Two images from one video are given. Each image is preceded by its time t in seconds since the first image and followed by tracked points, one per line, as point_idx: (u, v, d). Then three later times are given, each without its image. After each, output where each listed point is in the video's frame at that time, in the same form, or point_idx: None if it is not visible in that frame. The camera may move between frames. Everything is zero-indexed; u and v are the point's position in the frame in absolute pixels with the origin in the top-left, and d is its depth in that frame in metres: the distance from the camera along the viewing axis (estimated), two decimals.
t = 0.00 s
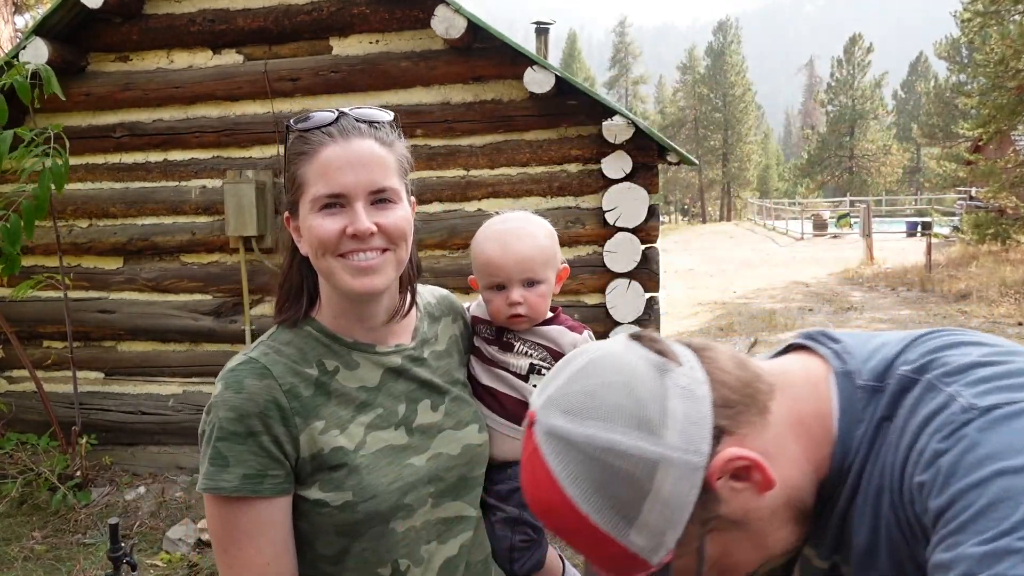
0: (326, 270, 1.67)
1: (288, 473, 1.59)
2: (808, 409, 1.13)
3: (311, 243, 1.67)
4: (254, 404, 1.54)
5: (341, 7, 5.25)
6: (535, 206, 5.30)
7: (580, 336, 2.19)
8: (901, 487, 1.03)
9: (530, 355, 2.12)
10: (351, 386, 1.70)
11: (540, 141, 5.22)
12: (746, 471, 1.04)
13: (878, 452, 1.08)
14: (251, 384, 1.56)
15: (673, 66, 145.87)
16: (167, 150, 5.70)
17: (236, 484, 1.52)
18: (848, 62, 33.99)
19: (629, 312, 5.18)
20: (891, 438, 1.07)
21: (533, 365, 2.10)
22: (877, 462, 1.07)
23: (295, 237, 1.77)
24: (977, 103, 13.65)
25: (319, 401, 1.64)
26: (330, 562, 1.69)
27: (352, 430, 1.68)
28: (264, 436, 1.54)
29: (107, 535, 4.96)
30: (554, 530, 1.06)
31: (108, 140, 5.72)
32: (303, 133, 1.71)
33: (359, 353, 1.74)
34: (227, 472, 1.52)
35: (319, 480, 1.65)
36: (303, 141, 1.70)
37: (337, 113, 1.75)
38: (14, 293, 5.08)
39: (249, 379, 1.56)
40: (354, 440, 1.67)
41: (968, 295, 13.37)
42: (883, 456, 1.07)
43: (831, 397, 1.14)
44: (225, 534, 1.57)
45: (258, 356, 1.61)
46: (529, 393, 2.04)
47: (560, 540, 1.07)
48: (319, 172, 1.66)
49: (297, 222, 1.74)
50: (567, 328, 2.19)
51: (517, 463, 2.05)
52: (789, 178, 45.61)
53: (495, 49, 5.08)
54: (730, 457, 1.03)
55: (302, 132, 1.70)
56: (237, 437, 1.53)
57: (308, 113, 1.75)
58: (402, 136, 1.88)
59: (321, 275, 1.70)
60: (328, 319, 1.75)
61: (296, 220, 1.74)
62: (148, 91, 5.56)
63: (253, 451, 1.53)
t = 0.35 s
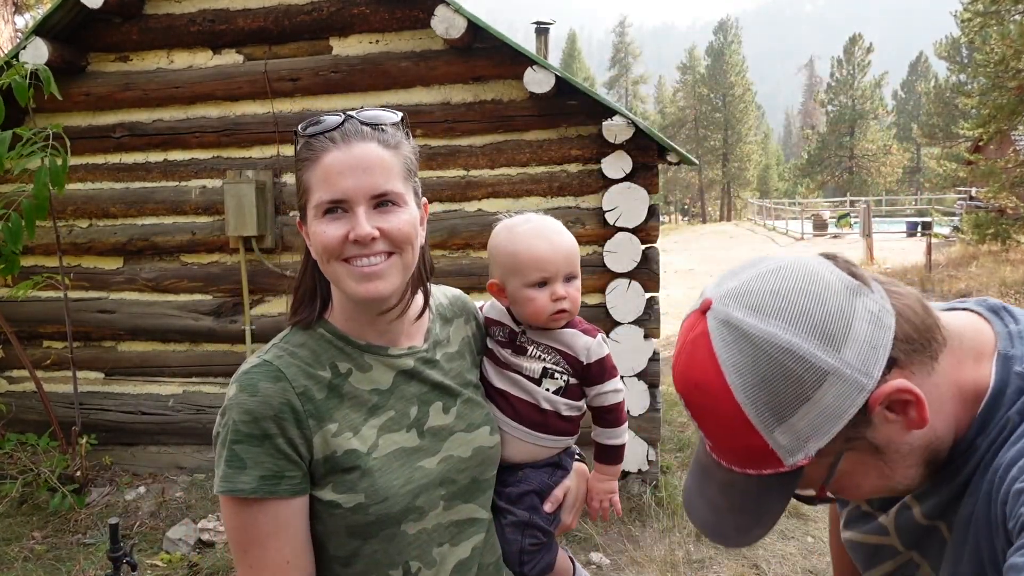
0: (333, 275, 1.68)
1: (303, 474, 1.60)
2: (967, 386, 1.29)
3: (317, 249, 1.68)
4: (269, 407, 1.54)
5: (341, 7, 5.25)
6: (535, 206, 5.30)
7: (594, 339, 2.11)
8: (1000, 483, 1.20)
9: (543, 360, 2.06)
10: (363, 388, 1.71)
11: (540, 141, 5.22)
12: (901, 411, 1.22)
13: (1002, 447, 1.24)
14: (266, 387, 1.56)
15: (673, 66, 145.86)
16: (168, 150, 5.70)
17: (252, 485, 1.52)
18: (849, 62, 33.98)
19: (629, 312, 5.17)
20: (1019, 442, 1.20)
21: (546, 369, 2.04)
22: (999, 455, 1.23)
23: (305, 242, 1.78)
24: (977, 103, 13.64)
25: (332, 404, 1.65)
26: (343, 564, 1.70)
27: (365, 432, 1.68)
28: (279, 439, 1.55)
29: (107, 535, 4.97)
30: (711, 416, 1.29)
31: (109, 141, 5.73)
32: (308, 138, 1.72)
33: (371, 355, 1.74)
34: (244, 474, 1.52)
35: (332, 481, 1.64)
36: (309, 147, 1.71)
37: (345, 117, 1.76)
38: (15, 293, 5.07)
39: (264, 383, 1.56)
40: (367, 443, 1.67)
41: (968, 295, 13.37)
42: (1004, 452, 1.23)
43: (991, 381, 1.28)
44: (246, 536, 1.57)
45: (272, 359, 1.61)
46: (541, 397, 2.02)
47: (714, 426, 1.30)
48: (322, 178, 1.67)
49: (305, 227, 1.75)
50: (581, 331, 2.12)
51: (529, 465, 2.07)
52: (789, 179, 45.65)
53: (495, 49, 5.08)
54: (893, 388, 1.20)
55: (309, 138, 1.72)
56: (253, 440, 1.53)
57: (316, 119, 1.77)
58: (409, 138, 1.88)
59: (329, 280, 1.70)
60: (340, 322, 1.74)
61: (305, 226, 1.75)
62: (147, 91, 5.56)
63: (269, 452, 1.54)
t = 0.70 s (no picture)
0: (340, 271, 1.64)
1: (305, 473, 1.56)
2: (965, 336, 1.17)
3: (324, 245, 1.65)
4: (275, 403, 1.50)
5: (340, 7, 5.21)
6: (536, 206, 5.26)
7: (604, 343, 2.06)
8: (980, 455, 1.07)
9: (553, 364, 2.00)
10: (371, 387, 1.67)
11: (541, 141, 5.18)
12: (931, 324, 1.08)
13: (978, 416, 1.12)
14: (272, 383, 1.52)
15: (672, 66, 145.87)
16: (167, 150, 5.66)
17: (252, 482, 1.49)
18: (849, 62, 33.99)
19: (630, 313, 5.13)
20: (1003, 404, 1.08)
21: (555, 374, 1.99)
22: (980, 421, 1.10)
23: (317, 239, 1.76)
24: (978, 103, 13.61)
25: (339, 402, 1.61)
26: (348, 561, 1.67)
27: (371, 431, 1.64)
28: (283, 436, 1.51)
29: (106, 536, 4.93)
30: (728, 254, 1.15)
31: (108, 140, 5.68)
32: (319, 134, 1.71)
33: (381, 354, 1.70)
34: (245, 471, 1.48)
35: (336, 480, 1.61)
36: (322, 143, 1.68)
37: (359, 112, 1.73)
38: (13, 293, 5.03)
39: (270, 379, 1.52)
40: (373, 442, 1.63)
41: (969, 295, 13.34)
42: (979, 421, 1.11)
43: (985, 336, 1.17)
44: (242, 531, 1.54)
45: (280, 355, 1.58)
46: (550, 401, 1.97)
47: (722, 269, 1.16)
48: (330, 174, 1.64)
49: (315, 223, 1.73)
50: (591, 334, 2.07)
51: (537, 469, 2.02)
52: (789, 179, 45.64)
53: (495, 48, 5.03)
54: (933, 300, 1.06)
55: (321, 135, 1.69)
56: (256, 437, 1.49)
57: (330, 115, 1.73)
58: (424, 137, 1.84)
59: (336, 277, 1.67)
60: (350, 319, 1.71)
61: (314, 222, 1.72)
62: (147, 91, 5.52)
63: (271, 449, 1.50)
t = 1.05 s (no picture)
0: (332, 269, 1.69)
1: (304, 467, 1.60)
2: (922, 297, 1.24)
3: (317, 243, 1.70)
4: (272, 396, 1.55)
5: (341, 8, 5.24)
6: (536, 206, 5.30)
7: (610, 346, 2.06)
8: (928, 423, 1.12)
9: (557, 365, 2.03)
10: (371, 382, 1.70)
11: (541, 141, 5.22)
12: (926, 268, 1.14)
13: (921, 380, 1.18)
14: (270, 376, 1.56)
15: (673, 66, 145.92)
16: (167, 150, 5.70)
17: (250, 475, 1.53)
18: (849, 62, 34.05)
19: (629, 312, 5.16)
20: (945, 372, 1.14)
21: (559, 375, 2.02)
22: (925, 384, 1.17)
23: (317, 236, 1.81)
24: (977, 103, 13.65)
25: (338, 395, 1.65)
26: (347, 559, 1.71)
27: (371, 426, 1.67)
28: (280, 429, 1.55)
29: (107, 535, 4.96)
30: (782, 116, 1.17)
31: (108, 140, 5.72)
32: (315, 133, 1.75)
33: (380, 349, 1.74)
34: (243, 463, 1.52)
35: (335, 475, 1.65)
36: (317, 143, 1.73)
37: (358, 112, 1.77)
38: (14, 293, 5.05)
39: (268, 372, 1.56)
40: (372, 437, 1.67)
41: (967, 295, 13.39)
42: (923, 388, 1.17)
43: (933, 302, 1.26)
44: (245, 526, 1.58)
45: (279, 349, 1.62)
46: (553, 403, 1.99)
47: (769, 131, 1.18)
48: (323, 174, 1.68)
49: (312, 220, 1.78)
50: (597, 337, 2.08)
51: (541, 471, 2.05)
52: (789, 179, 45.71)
53: (495, 49, 5.07)
54: (943, 243, 1.12)
55: (318, 133, 1.73)
56: (254, 429, 1.53)
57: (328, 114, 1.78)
58: (424, 136, 1.87)
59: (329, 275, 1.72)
60: (347, 315, 1.75)
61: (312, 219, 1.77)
62: (147, 91, 5.55)
63: (269, 442, 1.54)
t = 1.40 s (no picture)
0: (348, 272, 1.68)
1: (293, 469, 1.62)
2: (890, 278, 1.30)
3: (334, 243, 1.67)
4: (260, 398, 1.56)
5: (341, 7, 5.24)
6: (536, 206, 5.30)
7: (608, 347, 2.06)
8: (875, 408, 1.15)
9: (555, 366, 2.03)
10: (362, 382, 1.71)
11: (541, 141, 5.22)
12: (917, 232, 1.20)
13: (866, 366, 1.21)
14: (259, 378, 1.58)
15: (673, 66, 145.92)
16: (167, 150, 5.70)
17: (238, 477, 1.55)
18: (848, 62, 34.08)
19: (629, 312, 5.17)
20: (890, 359, 1.17)
21: (556, 376, 2.01)
22: (872, 368, 1.19)
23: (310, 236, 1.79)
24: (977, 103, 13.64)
25: (328, 397, 1.66)
26: (340, 560, 1.72)
27: (362, 427, 1.68)
28: (269, 431, 1.57)
29: (107, 535, 4.96)
30: (840, 38, 1.20)
31: (108, 140, 5.72)
32: (325, 133, 1.73)
33: (373, 350, 1.74)
34: (232, 466, 1.55)
35: (325, 476, 1.66)
36: (331, 143, 1.71)
37: (361, 114, 1.78)
38: (14, 293, 5.04)
39: (257, 374, 1.59)
40: (363, 438, 1.68)
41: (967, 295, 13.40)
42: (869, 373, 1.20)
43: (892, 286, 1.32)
44: (235, 525, 1.61)
45: (269, 352, 1.65)
46: (550, 403, 2.00)
47: (824, 51, 1.20)
48: (344, 175, 1.67)
49: (315, 219, 1.75)
50: (595, 337, 2.07)
51: (538, 473, 2.05)
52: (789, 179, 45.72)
53: (495, 49, 5.07)
54: (943, 206, 1.17)
55: (330, 133, 1.72)
56: (242, 432, 1.55)
57: (330, 113, 1.77)
58: (422, 140, 1.90)
59: (341, 276, 1.70)
60: (343, 317, 1.76)
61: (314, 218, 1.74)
62: (147, 91, 5.55)
63: (257, 444, 1.56)
